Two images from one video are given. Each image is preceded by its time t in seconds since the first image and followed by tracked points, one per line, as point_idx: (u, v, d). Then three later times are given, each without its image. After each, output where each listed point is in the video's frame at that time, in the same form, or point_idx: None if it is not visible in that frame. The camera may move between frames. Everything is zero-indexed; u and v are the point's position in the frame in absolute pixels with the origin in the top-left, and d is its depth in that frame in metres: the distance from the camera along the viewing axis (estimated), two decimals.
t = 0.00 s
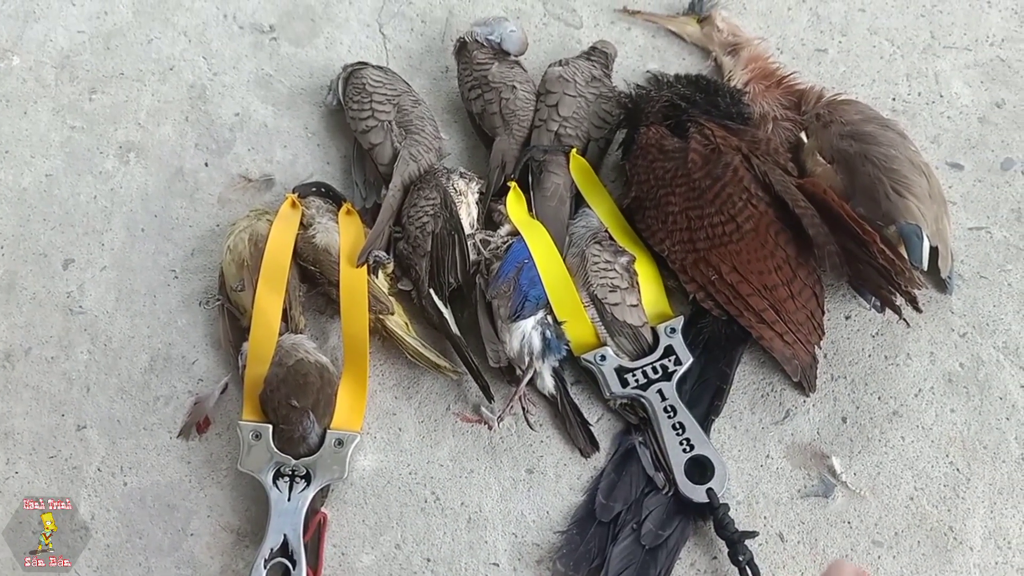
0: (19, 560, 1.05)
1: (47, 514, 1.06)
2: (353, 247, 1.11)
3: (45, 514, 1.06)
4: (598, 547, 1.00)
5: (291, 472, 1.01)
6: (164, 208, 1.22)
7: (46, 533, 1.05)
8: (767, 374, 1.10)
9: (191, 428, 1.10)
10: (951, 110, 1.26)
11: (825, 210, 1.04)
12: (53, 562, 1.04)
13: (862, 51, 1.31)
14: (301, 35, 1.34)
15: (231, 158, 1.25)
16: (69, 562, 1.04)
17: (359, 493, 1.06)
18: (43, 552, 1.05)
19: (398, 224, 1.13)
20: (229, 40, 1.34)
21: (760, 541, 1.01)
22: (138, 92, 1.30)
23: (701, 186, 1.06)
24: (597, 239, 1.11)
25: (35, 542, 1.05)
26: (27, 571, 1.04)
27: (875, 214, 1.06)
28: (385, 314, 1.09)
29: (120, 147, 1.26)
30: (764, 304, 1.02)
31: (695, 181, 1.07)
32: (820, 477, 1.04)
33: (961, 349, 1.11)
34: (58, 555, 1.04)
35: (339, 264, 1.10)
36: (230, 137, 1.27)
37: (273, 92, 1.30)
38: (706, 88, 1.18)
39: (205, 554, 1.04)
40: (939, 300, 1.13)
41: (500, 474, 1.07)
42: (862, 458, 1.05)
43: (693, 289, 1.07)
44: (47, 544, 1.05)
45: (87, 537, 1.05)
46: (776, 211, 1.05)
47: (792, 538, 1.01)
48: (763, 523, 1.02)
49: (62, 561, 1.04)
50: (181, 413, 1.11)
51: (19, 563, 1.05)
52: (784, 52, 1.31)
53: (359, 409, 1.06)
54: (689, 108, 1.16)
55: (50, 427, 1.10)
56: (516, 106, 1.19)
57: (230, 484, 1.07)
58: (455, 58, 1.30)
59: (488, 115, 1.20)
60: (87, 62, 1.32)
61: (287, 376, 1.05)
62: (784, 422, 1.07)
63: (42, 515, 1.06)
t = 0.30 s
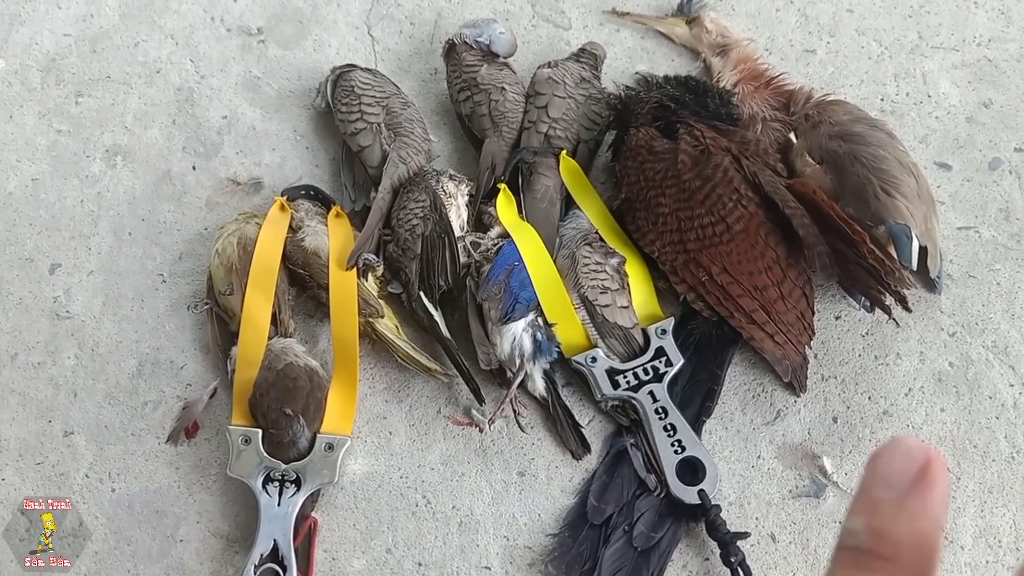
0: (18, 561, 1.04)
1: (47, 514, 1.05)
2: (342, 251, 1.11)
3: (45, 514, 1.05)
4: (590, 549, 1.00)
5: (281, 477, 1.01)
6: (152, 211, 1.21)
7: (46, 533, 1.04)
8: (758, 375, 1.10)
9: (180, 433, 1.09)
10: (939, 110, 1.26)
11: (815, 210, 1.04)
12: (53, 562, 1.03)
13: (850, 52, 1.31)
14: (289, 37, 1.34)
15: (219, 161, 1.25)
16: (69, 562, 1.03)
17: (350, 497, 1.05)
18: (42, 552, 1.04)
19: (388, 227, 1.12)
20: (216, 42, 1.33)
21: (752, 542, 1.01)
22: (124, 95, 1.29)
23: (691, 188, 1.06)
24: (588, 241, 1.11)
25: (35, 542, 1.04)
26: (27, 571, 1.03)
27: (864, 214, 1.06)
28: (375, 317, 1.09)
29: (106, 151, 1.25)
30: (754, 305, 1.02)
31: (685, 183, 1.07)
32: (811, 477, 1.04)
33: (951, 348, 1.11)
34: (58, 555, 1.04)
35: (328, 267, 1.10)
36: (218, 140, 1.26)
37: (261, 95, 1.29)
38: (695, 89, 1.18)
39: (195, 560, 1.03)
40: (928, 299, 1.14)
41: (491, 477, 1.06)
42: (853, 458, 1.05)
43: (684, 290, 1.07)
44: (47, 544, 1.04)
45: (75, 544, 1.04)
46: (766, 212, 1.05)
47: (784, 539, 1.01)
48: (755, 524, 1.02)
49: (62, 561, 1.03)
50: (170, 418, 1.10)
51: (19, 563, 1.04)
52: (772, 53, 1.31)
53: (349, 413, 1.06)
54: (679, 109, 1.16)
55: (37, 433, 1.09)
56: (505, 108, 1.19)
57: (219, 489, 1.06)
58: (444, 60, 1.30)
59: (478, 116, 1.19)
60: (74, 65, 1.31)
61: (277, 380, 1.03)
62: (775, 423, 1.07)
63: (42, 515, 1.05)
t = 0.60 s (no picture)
0: (18, 561, 1.02)
1: (47, 514, 1.03)
2: (329, 248, 1.08)
3: (45, 514, 1.03)
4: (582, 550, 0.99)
5: (268, 478, 0.99)
6: (134, 208, 1.19)
7: (46, 533, 1.02)
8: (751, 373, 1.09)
9: (164, 434, 1.06)
10: (932, 105, 1.26)
11: (809, 206, 1.03)
12: (53, 562, 1.02)
13: (843, 46, 1.30)
14: (274, 30, 1.31)
15: (204, 157, 1.22)
16: (69, 562, 1.02)
17: (338, 499, 1.03)
18: (42, 552, 1.02)
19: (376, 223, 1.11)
20: (200, 35, 1.30)
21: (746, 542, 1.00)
22: (106, 89, 1.26)
23: (684, 183, 1.05)
24: (580, 237, 1.10)
25: (34, 542, 1.02)
26: (27, 572, 1.01)
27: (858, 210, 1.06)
28: (363, 316, 1.07)
29: (88, 146, 1.23)
30: (748, 302, 1.01)
31: (678, 179, 1.05)
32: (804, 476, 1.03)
33: (944, 346, 1.10)
34: (59, 555, 1.02)
35: (316, 264, 1.08)
36: (202, 135, 1.24)
37: (246, 89, 1.27)
38: (688, 83, 1.17)
39: (180, 564, 1.02)
40: (921, 296, 1.13)
41: (482, 477, 1.05)
42: (847, 456, 1.05)
43: (676, 287, 1.06)
44: (47, 544, 1.02)
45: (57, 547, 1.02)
46: (759, 208, 1.04)
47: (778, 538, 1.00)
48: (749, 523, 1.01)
49: (62, 562, 1.02)
50: (154, 419, 1.08)
51: (19, 563, 1.02)
52: (764, 47, 1.30)
53: (337, 413, 1.04)
54: (671, 104, 1.15)
55: (18, 434, 1.07)
56: (495, 102, 1.17)
57: (205, 491, 1.04)
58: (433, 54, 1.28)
59: (467, 111, 1.18)
60: (55, 58, 1.28)
61: (264, 380, 1.01)
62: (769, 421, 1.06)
63: (42, 515, 1.03)
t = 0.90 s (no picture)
0: (18, 561, 1.01)
1: (48, 514, 1.02)
2: (318, 245, 1.07)
3: (45, 514, 1.02)
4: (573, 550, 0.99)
5: (256, 478, 0.98)
6: (120, 205, 1.17)
7: (47, 533, 1.01)
8: (742, 371, 1.08)
9: (150, 434, 1.05)
10: (923, 102, 1.25)
11: (801, 205, 1.02)
12: (53, 562, 1.01)
13: (834, 43, 1.30)
14: (262, 25, 1.30)
15: (190, 153, 1.21)
16: (70, 562, 1.01)
17: (327, 499, 1.02)
18: (43, 552, 1.01)
19: (365, 221, 1.09)
20: (187, 30, 1.29)
21: (737, 541, 1.00)
22: (91, 84, 1.24)
23: (675, 181, 1.04)
24: (571, 235, 1.09)
25: (35, 541, 1.01)
26: (27, 572, 1.00)
27: (850, 208, 1.05)
28: (352, 315, 1.06)
29: (73, 142, 1.21)
30: (739, 301, 1.01)
31: (669, 177, 1.05)
32: (796, 475, 1.03)
33: (936, 344, 1.10)
34: (59, 555, 1.01)
35: (304, 262, 1.07)
36: (189, 131, 1.22)
37: (233, 84, 1.25)
38: (679, 80, 1.16)
39: (167, 565, 1.01)
40: (912, 294, 1.13)
41: (472, 476, 1.04)
42: (838, 455, 1.04)
43: (668, 286, 1.05)
44: (48, 543, 1.01)
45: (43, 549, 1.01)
46: (751, 206, 1.04)
47: (769, 537, 1.00)
48: (740, 522, 1.01)
49: (63, 561, 1.01)
50: (140, 418, 1.07)
51: (19, 564, 1.01)
52: (756, 44, 1.30)
53: (326, 413, 1.03)
54: (663, 101, 1.14)
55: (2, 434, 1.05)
56: (485, 99, 1.16)
57: (192, 491, 1.03)
58: (423, 49, 1.27)
59: (457, 108, 1.17)
60: (39, 53, 1.26)
61: (252, 379, 1.00)
62: (760, 420, 1.06)
63: (42, 515, 1.02)
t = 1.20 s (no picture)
0: (18, 561, 0.99)
1: (47, 514, 1.01)
2: (306, 239, 1.07)
3: (45, 514, 1.01)
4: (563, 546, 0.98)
5: (243, 475, 0.97)
6: (105, 199, 1.16)
7: (46, 533, 1.00)
8: (733, 367, 1.08)
9: (137, 430, 1.04)
10: (914, 98, 1.25)
11: (792, 200, 1.02)
12: (53, 562, 1.00)
13: (825, 37, 1.29)
14: (249, 17, 1.28)
15: (176, 147, 1.19)
16: (70, 562, 1.00)
17: (316, 495, 1.02)
18: (42, 552, 1.00)
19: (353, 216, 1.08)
20: (173, 22, 1.27)
21: (727, 537, 1.00)
22: (76, 77, 1.23)
23: (666, 176, 1.04)
24: (561, 231, 1.09)
25: (34, 542, 1.00)
26: (27, 572, 0.99)
27: (840, 204, 1.05)
28: (341, 310, 1.05)
29: (57, 135, 1.19)
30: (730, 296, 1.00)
31: (660, 171, 1.04)
32: (785, 470, 1.03)
33: (925, 339, 1.10)
34: (59, 555, 1.00)
35: (292, 257, 1.06)
36: (175, 124, 1.21)
37: (220, 78, 1.24)
38: (670, 74, 1.16)
39: (154, 562, 1.00)
40: (902, 289, 1.13)
41: (462, 472, 1.04)
42: (828, 450, 1.04)
43: (658, 281, 1.05)
44: (47, 544, 1.00)
45: (27, 546, 1.00)
46: (741, 201, 1.03)
47: (759, 533, 1.00)
48: (730, 518, 1.01)
49: (62, 562, 1.00)
50: (126, 415, 1.05)
51: (19, 564, 0.99)
52: (747, 38, 1.29)
53: (314, 409, 1.02)
54: (654, 96, 1.14)
55: None
56: (475, 92, 1.15)
57: (178, 488, 1.02)
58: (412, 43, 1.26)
59: (447, 101, 1.16)
60: (23, 45, 1.24)
61: (240, 375, 0.99)
62: (751, 415, 1.05)
63: (42, 515, 1.01)
